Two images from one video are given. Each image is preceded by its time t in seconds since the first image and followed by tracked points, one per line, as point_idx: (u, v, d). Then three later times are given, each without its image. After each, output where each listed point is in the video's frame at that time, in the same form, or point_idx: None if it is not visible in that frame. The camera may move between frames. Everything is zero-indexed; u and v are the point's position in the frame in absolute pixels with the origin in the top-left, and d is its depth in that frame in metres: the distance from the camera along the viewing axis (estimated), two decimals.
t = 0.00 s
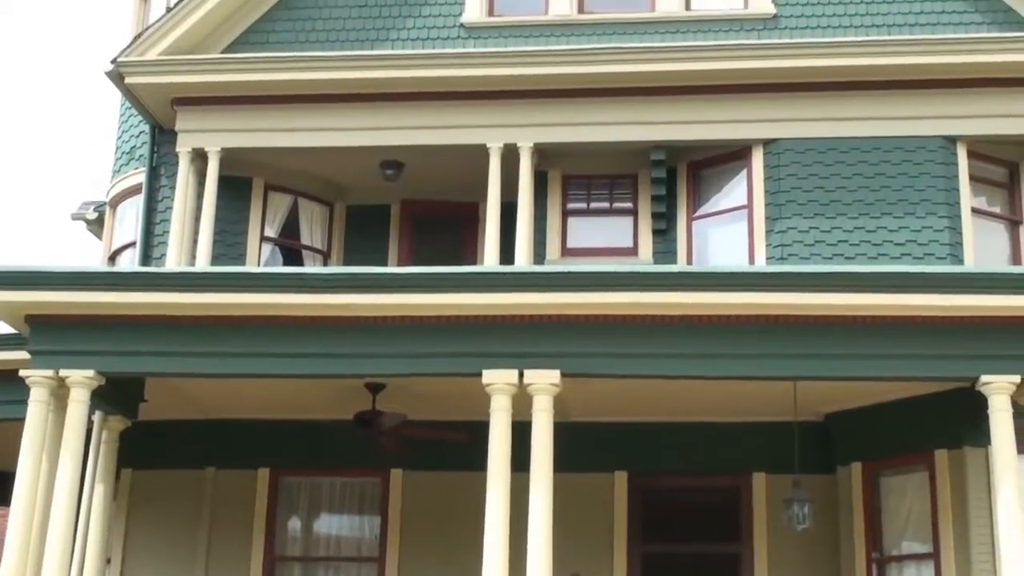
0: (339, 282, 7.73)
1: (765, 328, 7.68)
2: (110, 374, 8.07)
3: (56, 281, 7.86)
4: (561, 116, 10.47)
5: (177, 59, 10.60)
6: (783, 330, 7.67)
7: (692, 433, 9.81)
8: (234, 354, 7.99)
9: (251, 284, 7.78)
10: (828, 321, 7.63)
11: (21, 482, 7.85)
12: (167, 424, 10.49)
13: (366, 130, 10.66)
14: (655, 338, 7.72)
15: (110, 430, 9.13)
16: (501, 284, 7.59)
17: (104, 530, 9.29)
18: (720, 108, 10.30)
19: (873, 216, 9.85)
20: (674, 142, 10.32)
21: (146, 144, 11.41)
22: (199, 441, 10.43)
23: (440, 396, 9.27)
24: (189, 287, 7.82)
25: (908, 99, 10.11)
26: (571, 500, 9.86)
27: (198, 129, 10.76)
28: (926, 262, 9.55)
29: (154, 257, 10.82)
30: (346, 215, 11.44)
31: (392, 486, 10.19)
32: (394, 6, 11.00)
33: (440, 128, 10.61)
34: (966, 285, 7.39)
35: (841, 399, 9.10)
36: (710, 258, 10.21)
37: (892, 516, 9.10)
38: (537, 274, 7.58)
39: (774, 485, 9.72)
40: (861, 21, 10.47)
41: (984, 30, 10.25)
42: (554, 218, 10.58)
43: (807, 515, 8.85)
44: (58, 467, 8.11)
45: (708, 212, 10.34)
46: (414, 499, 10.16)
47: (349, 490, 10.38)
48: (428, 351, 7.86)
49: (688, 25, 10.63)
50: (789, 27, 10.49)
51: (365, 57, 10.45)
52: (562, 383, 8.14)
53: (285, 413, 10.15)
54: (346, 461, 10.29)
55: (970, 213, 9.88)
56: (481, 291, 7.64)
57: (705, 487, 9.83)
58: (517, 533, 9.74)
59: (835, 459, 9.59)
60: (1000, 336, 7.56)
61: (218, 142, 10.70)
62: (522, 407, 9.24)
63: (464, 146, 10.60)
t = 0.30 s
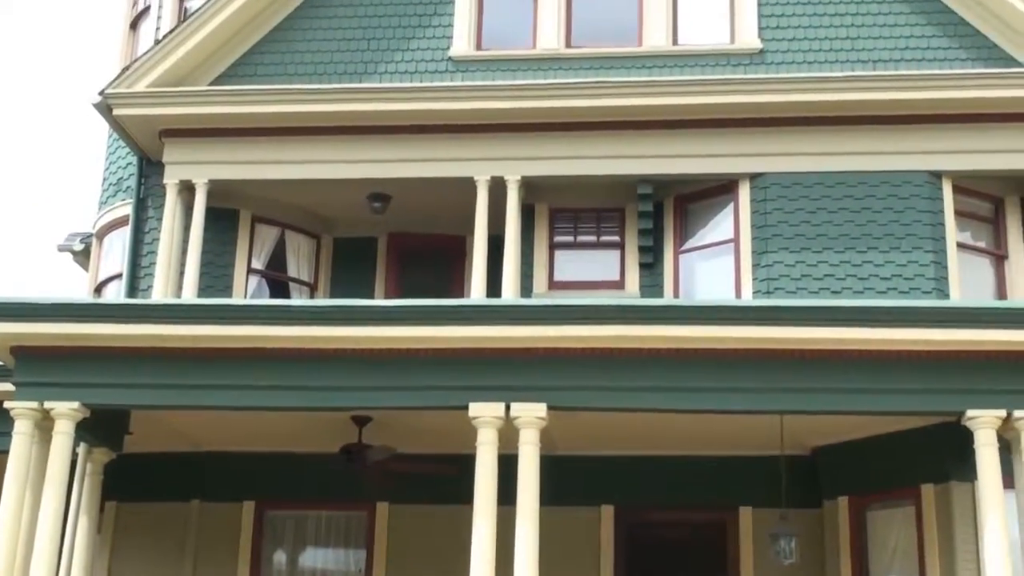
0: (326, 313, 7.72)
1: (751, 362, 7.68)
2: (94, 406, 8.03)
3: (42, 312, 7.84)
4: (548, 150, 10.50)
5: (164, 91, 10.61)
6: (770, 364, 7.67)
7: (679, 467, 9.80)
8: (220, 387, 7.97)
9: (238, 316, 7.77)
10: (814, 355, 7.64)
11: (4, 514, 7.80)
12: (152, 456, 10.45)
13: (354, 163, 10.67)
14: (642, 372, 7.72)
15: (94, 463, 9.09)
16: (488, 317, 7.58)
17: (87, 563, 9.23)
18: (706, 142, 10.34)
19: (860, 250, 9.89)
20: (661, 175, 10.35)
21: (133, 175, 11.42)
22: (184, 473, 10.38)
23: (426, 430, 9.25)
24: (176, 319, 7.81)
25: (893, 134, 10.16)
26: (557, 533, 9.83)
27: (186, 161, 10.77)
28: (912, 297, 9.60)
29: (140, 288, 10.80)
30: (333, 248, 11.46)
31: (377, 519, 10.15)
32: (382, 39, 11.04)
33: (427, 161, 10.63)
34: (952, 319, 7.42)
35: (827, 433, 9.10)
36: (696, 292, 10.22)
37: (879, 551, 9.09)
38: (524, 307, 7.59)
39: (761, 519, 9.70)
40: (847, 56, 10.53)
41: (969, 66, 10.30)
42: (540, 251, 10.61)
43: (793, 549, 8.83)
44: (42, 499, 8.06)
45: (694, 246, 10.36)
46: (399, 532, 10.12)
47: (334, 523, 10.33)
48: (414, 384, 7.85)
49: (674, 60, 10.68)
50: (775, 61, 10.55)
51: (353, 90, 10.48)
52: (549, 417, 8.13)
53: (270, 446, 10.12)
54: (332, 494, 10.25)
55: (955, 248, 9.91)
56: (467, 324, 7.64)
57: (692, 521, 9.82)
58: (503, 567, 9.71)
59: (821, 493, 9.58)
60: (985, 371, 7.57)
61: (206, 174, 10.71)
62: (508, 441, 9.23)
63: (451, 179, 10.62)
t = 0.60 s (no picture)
0: (313, 347, 7.71)
1: (739, 397, 7.68)
2: (80, 439, 7.99)
3: (28, 345, 7.81)
4: (537, 185, 10.52)
5: (154, 124, 10.62)
6: (757, 399, 7.68)
7: (666, 502, 9.78)
8: (206, 421, 7.94)
9: (225, 350, 7.76)
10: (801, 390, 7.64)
11: None
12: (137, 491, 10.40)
13: (342, 196, 10.69)
14: (630, 407, 7.72)
15: (79, 496, 9.04)
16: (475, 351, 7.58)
17: None
18: (694, 177, 10.38)
19: (847, 285, 9.91)
20: (649, 210, 10.37)
21: (121, 208, 11.41)
22: (170, 508, 10.33)
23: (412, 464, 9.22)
24: (163, 353, 7.79)
25: (880, 170, 10.20)
26: (544, 569, 9.80)
27: (174, 194, 10.77)
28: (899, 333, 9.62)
29: (128, 321, 10.78)
30: (321, 281, 11.46)
31: (363, 554, 10.11)
32: (371, 74, 11.07)
33: (416, 195, 10.65)
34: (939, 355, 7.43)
35: (814, 469, 9.09)
36: (684, 327, 10.22)
37: None
38: (512, 341, 7.59)
39: (748, 554, 9.68)
40: (834, 93, 10.58)
41: (955, 103, 10.35)
42: (528, 286, 10.61)
43: None
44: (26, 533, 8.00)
45: (682, 281, 10.38)
46: (386, 567, 10.08)
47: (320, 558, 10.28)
48: (401, 419, 7.83)
49: (662, 95, 10.72)
50: (762, 97, 10.60)
51: (342, 124, 10.50)
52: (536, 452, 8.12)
53: (256, 480, 10.08)
54: (318, 529, 10.20)
55: (942, 284, 9.94)
56: (455, 359, 7.64)
57: (679, 556, 9.79)
58: None
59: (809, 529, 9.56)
60: (972, 407, 7.58)
61: (194, 207, 10.71)
62: (496, 476, 9.21)
63: (440, 213, 10.63)
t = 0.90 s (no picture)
0: (305, 382, 7.71)
1: (729, 433, 7.69)
2: (69, 473, 7.96)
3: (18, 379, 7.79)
4: (528, 220, 10.55)
5: (146, 159, 10.63)
6: (748, 435, 7.68)
7: (656, 537, 9.75)
8: (196, 454, 7.92)
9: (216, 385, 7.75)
10: (792, 426, 7.65)
11: None
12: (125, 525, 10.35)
13: (334, 231, 10.70)
14: (621, 441, 7.72)
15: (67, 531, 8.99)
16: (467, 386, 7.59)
17: None
18: (685, 213, 10.41)
19: (837, 320, 9.93)
20: (640, 246, 10.39)
21: (112, 242, 11.40)
22: (157, 542, 10.28)
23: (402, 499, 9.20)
24: (154, 387, 7.78)
25: (870, 207, 10.25)
26: None
27: (166, 228, 10.77)
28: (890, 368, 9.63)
29: (117, 354, 10.75)
30: (311, 315, 11.46)
31: None
32: (363, 109, 11.11)
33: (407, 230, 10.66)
34: (929, 390, 7.46)
35: (805, 504, 9.08)
36: (675, 362, 10.22)
37: None
38: (504, 376, 7.59)
39: None
40: (824, 129, 10.63)
41: (944, 139, 10.41)
42: (519, 320, 10.62)
43: None
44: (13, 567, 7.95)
45: (672, 316, 10.39)
46: None
47: None
48: (392, 454, 7.82)
49: (653, 131, 10.76)
50: (753, 133, 10.64)
51: (334, 159, 10.52)
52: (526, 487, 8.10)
53: (245, 515, 10.04)
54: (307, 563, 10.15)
55: (931, 320, 9.96)
56: (446, 393, 7.64)
57: None
58: None
59: (799, 564, 9.54)
60: (961, 443, 7.60)
61: (185, 240, 10.71)
62: (486, 510, 9.18)
63: (431, 248, 10.65)
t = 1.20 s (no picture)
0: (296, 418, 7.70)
1: (721, 470, 7.67)
2: (58, 510, 7.91)
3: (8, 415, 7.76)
4: (520, 257, 10.56)
5: (138, 194, 10.63)
6: (740, 472, 7.66)
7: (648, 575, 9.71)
8: (186, 491, 7.88)
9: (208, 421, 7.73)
10: (784, 464, 7.63)
11: None
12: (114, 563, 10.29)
13: (325, 267, 10.70)
14: (612, 478, 7.70)
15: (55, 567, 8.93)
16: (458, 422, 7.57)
17: None
18: (677, 249, 10.42)
19: (828, 358, 9.94)
20: (632, 282, 10.40)
21: (103, 277, 11.39)
22: None
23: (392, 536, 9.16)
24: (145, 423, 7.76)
25: (861, 244, 10.27)
26: None
27: (157, 263, 10.76)
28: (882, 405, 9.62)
29: (108, 390, 10.72)
30: (302, 352, 11.44)
31: None
32: (355, 145, 11.13)
33: (399, 266, 10.66)
34: (921, 428, 7.46)
35: (797, 542, 9.05)
36: (666, 399, 10.21)
37: None
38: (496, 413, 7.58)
39: None
40: (815, 166, 10.67)
41: (935, 177, 10.45)
42: (511, 357, 10.61)
43: None
44: None
45: (664, 353, 10.38)
46: None
47: None
48: (383, 490, 7.79)
49: (645, 168, 10.78)
50: (744, 171, 10.68)
51: (327, 195, 10.54)
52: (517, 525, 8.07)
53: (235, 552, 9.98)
54: None
55: (923, 357, 9.96)
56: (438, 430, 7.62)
57: None
58: None
59: None
60: (952, 480, 7.59)
61: (177, 276, 10.70)
62: (477, 548, 9.14)
63: (423, 284, 10.65)
